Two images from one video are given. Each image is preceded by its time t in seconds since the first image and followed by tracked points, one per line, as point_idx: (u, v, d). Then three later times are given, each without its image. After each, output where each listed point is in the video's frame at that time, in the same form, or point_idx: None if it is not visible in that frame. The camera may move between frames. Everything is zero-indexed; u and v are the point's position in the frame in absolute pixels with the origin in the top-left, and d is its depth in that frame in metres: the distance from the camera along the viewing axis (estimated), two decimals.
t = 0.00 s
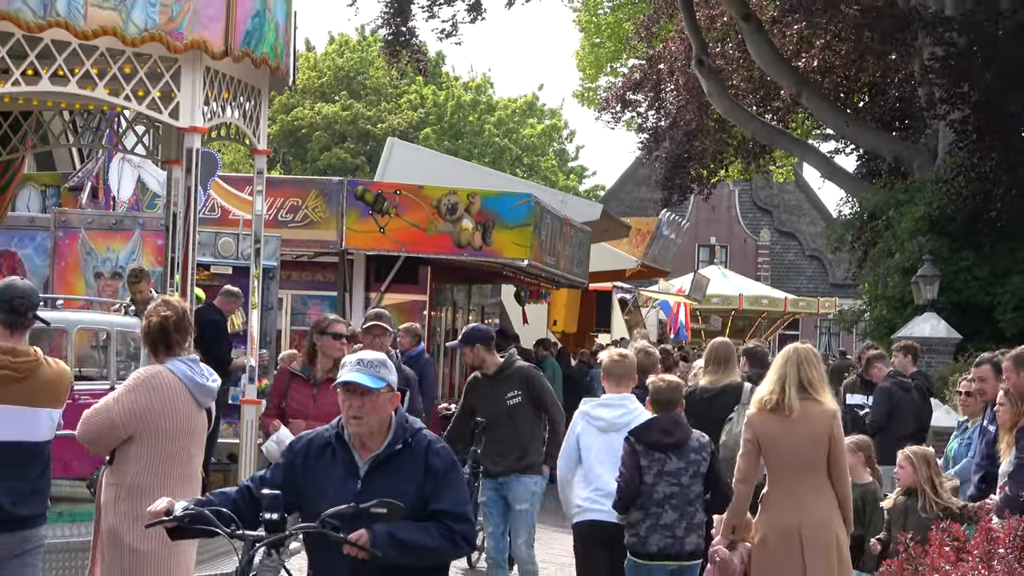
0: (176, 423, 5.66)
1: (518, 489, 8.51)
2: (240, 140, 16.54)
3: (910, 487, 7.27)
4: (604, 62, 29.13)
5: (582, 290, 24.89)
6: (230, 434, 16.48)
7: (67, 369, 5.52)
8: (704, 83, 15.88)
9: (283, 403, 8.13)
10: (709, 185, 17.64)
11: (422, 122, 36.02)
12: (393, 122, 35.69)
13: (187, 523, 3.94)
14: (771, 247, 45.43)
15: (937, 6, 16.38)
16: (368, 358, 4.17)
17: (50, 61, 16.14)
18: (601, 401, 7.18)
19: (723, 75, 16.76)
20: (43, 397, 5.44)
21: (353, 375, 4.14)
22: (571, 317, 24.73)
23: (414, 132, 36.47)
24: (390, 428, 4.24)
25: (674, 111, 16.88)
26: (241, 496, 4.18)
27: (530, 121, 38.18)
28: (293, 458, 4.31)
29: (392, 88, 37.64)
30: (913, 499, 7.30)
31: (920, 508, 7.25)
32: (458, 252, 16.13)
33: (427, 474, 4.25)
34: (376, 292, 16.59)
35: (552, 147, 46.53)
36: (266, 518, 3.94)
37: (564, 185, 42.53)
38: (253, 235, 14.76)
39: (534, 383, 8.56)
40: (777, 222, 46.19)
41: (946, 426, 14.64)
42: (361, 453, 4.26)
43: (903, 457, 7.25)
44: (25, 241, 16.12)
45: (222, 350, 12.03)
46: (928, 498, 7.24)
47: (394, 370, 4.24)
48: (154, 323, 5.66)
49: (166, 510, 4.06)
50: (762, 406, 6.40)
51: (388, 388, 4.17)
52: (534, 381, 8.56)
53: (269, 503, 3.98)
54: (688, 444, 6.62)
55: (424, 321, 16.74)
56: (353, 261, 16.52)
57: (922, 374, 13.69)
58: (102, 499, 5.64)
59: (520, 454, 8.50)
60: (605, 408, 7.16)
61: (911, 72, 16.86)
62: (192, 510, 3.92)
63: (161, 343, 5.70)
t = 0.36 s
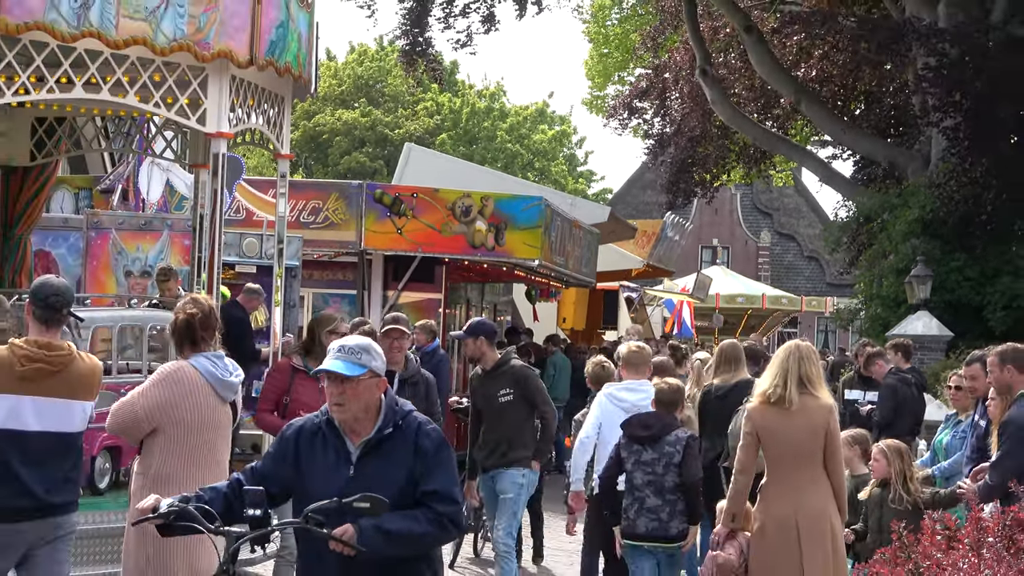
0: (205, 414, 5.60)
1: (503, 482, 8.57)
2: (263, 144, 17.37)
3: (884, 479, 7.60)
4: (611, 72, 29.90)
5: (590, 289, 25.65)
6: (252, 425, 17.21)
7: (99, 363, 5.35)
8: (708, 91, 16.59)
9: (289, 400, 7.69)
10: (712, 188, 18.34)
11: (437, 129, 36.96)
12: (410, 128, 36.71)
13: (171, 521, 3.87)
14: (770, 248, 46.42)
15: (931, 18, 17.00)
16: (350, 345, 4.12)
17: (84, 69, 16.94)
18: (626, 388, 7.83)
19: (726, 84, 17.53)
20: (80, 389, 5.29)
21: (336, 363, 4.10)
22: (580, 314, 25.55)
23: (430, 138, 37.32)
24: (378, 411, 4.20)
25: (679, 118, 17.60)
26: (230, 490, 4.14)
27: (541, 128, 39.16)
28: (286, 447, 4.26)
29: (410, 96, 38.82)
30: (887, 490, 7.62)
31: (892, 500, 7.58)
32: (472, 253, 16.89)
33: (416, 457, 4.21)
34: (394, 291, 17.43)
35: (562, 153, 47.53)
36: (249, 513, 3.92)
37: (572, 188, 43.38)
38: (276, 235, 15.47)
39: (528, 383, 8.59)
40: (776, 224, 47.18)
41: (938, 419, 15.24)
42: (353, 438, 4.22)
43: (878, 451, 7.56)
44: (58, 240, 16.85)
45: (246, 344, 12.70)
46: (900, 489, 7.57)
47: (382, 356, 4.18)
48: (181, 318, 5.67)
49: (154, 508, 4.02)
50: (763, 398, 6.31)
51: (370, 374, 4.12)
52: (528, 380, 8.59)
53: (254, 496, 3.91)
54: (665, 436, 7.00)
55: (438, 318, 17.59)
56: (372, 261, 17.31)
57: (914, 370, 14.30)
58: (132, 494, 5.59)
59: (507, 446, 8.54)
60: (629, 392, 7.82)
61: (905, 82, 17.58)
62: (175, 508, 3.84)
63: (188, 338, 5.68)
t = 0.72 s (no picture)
0: (211, 407, 5.91)
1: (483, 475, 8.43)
2: (279, 150, 18.15)
3: (859, 474, 7.82)
4: (612, 83, 30.58)
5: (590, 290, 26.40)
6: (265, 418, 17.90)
7: (122, 358, 5.48)
8: (705, 101, 17.33)
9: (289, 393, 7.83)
10: (709, 193, 19.10)
11: (446, 136, 37.79)
12: (419, 135, 37.36)
13: (149, 515, 3.76)
14: (764, 250, 47.23)
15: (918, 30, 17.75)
16: (332, 342, 4.02)
17: (108, 79, 17.72)
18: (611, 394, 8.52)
19: (721, 93, 18.31)
20: (103, 383, 5.43)
21: (316, 360, 4.00)
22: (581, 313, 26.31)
23: (438, 144, 38.07)
24: (362, 408, 4.08)
25: (677, 126, 18.37)
26: (206, 479, 4.12)
27: (545, 135, 39.91)
28: (267, 439, 4.14)
29: (419, 104, 39.56)
30: (863, 485, 7.88)
31: (867, 494, 7.86)
32: (479, 255, 17.71)
33: (399, 456, 4.10)
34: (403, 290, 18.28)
35: (564, 159, 48.26)
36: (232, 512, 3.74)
37: (572, 192, 44.16)
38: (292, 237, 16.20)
39: (518, 382, 8.57)
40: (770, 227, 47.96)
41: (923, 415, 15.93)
42: (334, 435, 4.10)
43: (857, 447, 7.78)
44: (82, 241, 17.77)
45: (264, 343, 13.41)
46: (874, 487, 7.83)
47: (366, 354, 4.07)
48: (195, 317, 6.02)
49: (132, 500, 3.91)
50: (757, 398, 6.80)
51: (351, 371, 4.01)
52: (518, 378, 8.57)
53: (238, 494, 3.73)
54: (670, 420, 7.68)
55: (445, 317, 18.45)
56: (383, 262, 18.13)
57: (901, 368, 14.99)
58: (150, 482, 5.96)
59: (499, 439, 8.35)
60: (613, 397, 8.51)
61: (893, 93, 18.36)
62: (154, 503, 3.72)
63: (200, 336, 6.01)
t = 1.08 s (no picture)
0: (217, 402, 6.11)
1: (478, 471, 8.58)
2: (291, 156, 18.94)
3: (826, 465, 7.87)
4: (608, 92, 31.32)
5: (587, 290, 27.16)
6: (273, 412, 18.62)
7: (139, 354, 5.88)
8: (696, 109, 18.11)
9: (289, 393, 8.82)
10: (700, 197, 19.87)
11: (448, 141, 38.57)
12: (423, 141, 38.15)
13: (141, 513, 3.64)
14: (752, 252, 48.23)
15: (901, 42, 18.52)
16: (322, 346, 3.88)
17: (126, 87, 18.51)
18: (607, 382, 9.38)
19: (712, 101, 19.16)
20: (121, 378, 5.82)
21: (305, 363, 3.87)
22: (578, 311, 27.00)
23: (440, 149, 38.88)
24: (353, 414, 3.91)
25: (669, 133, 19.17)
26: (196, 480, 3.94)
27: (543, 141, 40.76)
28: (258, 444, 3.98)
29: (423, 111, 40.37)
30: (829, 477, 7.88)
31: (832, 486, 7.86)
32: (480, 255, 18.53)
33: (391, 464, 3.91)
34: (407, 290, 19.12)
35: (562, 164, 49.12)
36: (226, 512, 3.62)
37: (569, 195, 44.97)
38: (302, 238, 16.91)
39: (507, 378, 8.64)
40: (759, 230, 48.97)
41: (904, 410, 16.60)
42: (326, 439, 3.93)
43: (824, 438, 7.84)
44: (101, 242, 18.59)
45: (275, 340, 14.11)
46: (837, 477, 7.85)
47: (356, 357, 3.94)
48: (204, 314, 6.24)
49: (122, 496, 3.81)
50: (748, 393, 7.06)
51: (340, 378, 3.87)
52: (506, 373, 8.71)
53: (232, 494, 3.62)
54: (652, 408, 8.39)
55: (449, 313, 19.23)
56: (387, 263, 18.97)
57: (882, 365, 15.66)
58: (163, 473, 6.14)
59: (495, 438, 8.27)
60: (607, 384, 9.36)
61: (877, 101, 19.12)
62: (148, 501, 3.62)
63: (210, 333, 6.23)
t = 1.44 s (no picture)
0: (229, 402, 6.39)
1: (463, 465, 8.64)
2: (299, 161, 19.77)
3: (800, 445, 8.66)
4: (603, 99, 32.28)
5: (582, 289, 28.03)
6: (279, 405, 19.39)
7: (154, 350, 6.21)
8: (688, 117, 18.95)
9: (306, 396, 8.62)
10: (691, 201, 20.67)
11: (450, 147, 39.57)
12: (426, 147, 39.18)
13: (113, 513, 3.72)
14: (739, 254, 49.40)
15: (883, 53, 19.35)
16: (297, 334, 3.99)
17: (142, 94, 19.32)
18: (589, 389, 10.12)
19: (703, 110, 20.01)
20: (135, 373, 6.17)
21: (278, 353, 4.00)
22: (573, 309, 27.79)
23: (443, 155, 39.87)
24: (338, 399, 4.03)
25: (662, 140, 20.01)
26: (178, 471, 4.05)
27: (541, 147, 41.70)
28: (244, 430, 4.12)
29: (427, 118, 41.38)
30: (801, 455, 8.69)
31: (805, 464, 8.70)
32: (480, 257, 19.32)
33: (375, 448, 4.00)
34: (411, 289, 20.01)
35: (559, 168, 50.21)
36: (196, 508, 3.74)
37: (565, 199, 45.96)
38: (310, 240, 17.70)
39: (482, 370, 8.88)
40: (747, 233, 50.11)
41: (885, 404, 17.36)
42: (310, 427, 4.04)
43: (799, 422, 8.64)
44: (118, 243, 19.61)
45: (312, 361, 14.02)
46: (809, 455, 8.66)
47: (335, 343, 4.02)
48: (214, 312, 6.45)
49: (95, 497, 3.86)
50: (736, 391, 7.75)
51: (313, 362, 3.97)
52: (482, 364, 8.90)
53: (199, 492, 3.75)
54: (648, 402, 9.26)
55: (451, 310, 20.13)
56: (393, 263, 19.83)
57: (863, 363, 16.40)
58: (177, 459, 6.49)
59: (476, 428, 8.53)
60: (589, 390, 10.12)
61: (860, 110, 19.98)
62: (117, 500, 3.68)
63: (220, 330, 6.47)
